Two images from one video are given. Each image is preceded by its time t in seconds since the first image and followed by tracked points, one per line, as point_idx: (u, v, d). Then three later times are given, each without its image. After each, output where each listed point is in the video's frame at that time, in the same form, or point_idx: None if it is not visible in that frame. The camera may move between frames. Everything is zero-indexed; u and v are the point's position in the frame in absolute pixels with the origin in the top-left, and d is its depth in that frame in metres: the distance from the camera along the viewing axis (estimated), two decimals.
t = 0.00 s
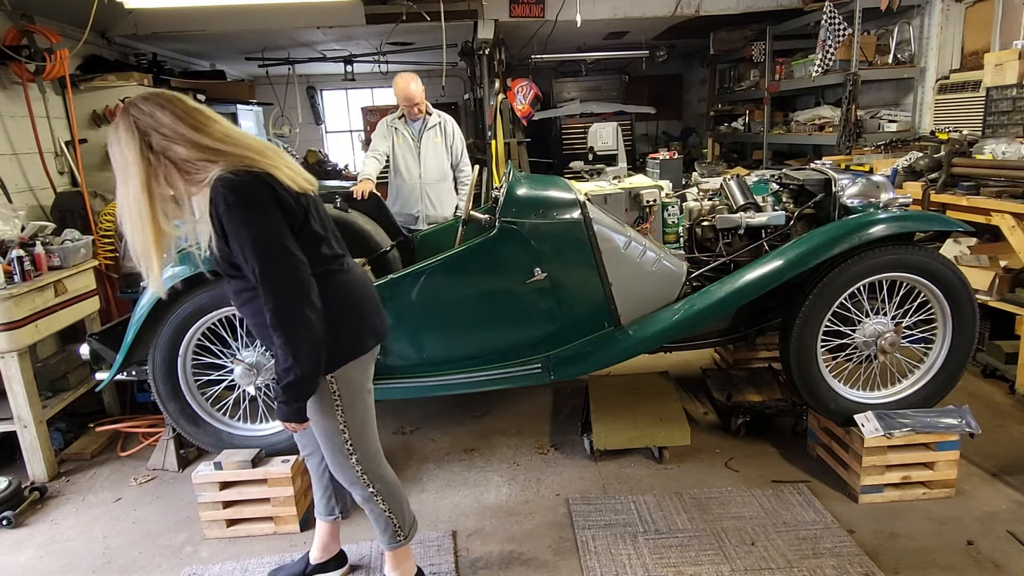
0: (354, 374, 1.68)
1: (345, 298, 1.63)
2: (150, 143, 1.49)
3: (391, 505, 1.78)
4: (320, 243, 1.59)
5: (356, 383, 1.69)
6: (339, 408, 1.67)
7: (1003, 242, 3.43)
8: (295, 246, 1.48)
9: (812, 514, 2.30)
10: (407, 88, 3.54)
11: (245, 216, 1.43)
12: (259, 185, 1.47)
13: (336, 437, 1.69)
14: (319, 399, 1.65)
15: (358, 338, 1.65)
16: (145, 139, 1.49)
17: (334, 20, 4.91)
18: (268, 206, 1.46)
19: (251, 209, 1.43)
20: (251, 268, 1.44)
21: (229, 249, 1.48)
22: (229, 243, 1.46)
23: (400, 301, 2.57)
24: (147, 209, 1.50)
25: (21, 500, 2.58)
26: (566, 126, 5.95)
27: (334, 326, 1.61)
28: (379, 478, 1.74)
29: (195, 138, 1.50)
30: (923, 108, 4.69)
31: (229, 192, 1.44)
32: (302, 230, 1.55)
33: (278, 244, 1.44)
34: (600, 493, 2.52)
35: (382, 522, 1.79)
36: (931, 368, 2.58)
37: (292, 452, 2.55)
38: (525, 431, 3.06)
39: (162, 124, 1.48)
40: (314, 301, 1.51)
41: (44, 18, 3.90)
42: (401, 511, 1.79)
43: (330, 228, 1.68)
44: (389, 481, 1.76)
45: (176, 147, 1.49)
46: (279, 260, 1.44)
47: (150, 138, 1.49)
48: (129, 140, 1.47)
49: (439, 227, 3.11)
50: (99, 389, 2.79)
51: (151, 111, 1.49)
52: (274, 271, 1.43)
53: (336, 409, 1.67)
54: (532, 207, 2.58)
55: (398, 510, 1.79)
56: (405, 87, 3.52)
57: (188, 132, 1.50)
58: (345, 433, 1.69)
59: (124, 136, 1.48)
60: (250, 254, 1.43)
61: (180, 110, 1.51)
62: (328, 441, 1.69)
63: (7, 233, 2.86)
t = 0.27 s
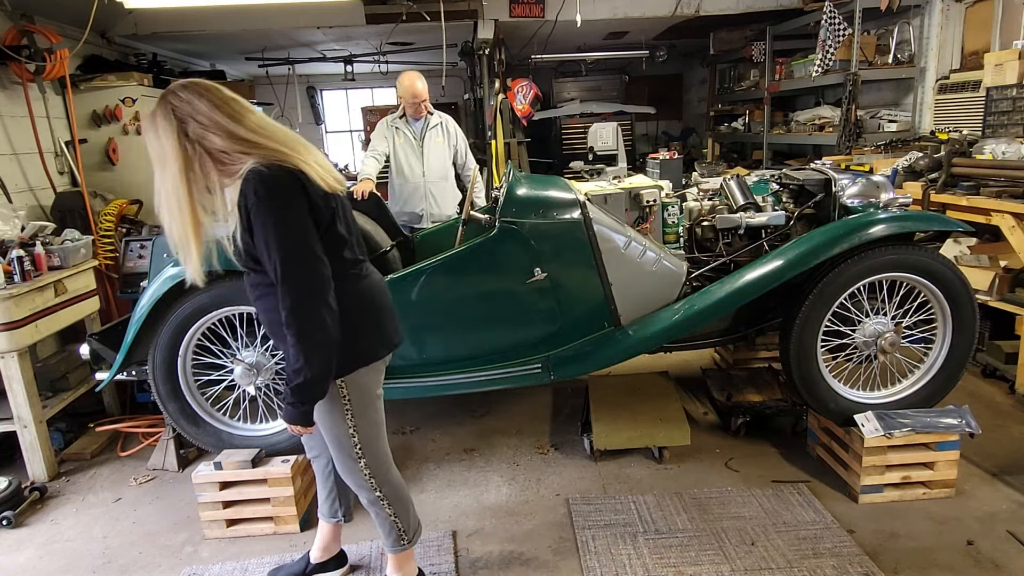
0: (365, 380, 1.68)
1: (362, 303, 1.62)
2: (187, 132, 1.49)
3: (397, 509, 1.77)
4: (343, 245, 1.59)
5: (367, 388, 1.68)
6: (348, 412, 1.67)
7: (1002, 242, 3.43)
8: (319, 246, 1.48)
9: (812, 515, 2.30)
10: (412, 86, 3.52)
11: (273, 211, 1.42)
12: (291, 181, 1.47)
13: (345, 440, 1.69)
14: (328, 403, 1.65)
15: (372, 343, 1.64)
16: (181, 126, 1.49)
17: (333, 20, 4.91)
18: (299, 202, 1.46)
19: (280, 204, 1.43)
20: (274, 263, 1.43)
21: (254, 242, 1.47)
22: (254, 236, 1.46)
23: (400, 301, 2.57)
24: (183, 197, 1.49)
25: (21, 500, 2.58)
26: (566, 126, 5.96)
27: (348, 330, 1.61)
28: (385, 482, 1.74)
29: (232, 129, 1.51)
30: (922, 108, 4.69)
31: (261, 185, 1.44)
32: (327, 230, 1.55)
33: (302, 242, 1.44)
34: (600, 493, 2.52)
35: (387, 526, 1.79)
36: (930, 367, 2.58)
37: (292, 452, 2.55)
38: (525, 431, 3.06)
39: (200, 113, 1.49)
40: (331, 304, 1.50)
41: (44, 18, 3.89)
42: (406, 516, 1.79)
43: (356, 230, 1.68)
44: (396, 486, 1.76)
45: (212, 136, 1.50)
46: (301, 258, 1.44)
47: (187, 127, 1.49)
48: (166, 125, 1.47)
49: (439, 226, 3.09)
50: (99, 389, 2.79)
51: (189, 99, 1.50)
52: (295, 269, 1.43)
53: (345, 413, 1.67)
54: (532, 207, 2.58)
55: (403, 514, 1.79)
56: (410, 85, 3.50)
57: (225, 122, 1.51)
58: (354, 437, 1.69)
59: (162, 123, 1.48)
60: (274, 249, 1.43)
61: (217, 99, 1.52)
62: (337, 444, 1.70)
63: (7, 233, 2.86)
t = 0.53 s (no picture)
0: (377, 383, 1.67)
1: (380, 306, 1.62)
2: (225, 124, 1.52)
3: (404, 512, 1.77)
4: (367, 247, 1.59)
5: (379, 391, 1.68)
6: (360, 414, 1.66)
7: (1002, 242, 3.43)
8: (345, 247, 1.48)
9: (812, 515, 2.29)
10: (415, 85, 3.53)
11: (302, 209, 1.42)
12: (323, 179, 1.47)
13: (355, 442, 1.68)
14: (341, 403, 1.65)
15: (386, 347, 1.64)
16: (219, 119, 1.51)
17: (334, 20, 4.91)
18: (329, 201, 1.45)
19: (310, 202, 1.43)
20: (299, 261, 1.43)
21: (280, 238, 1.47)
22: (281, 232, 1.46)
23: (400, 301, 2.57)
24: (221, 188, 1.52)
25: (21, 500, 2.58)
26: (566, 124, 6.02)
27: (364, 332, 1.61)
28: (394, 485, 1.74)
29: (269, 122, 1.53)
30: (922, 108, 4.69)
31: (293, 181, 1.43)
32: (352, 230, 1.55)
33: (328, 242, 1.43)
34: (600, 493, 2.52)
35: (394, 529, 1.78)
36: (931, 367, 2.58)
37: (292, 452, 2.52)
38: (525, 431, 3.06)
39: (238, 106, 1.52)
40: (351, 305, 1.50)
41: (44, 18, 3.89)
42: (413, 519, 1.79)
43: (380, 232, 1.68)
44: (404, 489, 1.76)
45: (249, 130, 1.52)
46: (325, 258, 1.43)
47: (225, 119, 1.52)
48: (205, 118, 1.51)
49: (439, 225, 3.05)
50: (99, 389, 2.79)
51: (228, 91, 1.52)
52: (320, 269, 1.43)
53: (357, 415, 1.66)
54: (532, 206, 2.58)
55: (410, 518, 1.78)
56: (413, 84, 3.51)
57: (263, 115, 1.53)
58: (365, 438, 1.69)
59: (202, 115, 1.51)
60: (301, 246, 1.42)
61: (255, 93, 1.54)
62: (347, 445, 1.69)
63: (7, 233, 2.86)
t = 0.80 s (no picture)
0: (385, 385, 1.67)
1: (393, 309, 1.62)
2: (255, 117, 1.52)
3: (407, 515, 1.77)
4: (385, 250, 1.59)
5: (387, 394, 1.68)
6: (367, 416, 1.66)
7: (1003, 242, 3.43)
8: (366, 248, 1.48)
9: (812, 515, 2.29)
10: (418, 84, 3.55)
11: (328, 207, 1.42)
12: (349, 178, 1.47)
13: (360, 443, 1.68)
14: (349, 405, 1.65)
15: (396, 350, 1.64)
16: (248, 111, 1.51)
17: (333, 20, 4.91)
18: (353, 201, 1.45)
19: (335, 200, 1.42)
20: (320, 259, 1.42)
21: (302, 235, 1.46)
22: (303, 229, 1.45)
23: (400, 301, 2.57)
24: (248, 179, 1.50)
25: (21, 500, 2.58)
26: (567, 126, 5.98)
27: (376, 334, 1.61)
28: (397, 488, 1.74)
29: (298, 119, 1.54)
30: (923, 108, 4.69)
31: (320, 178, 1.43)
32: (371, 231, 1.55)
33: (351, 242, 1.43)
34: (601, 493, 2.52)
35: (395, 532, 1.78)
36: (931, 367, 2.58)
37: (292, 452, 2.52)
38: (525, 431, 3.06)
39: (268, 100, 1.52)
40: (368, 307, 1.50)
41: (44, 18, 3.89)
42: (415, 521, 1.78)
43: (397, 235, 1.68)
44: (407, 491, 1.76)
45: (277, 125, 1.52)
46: (347, 258, 1.43)
47: (255, 112, 1.52)
48: (235, 110, 1.50)
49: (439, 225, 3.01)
50: (98, 389, 2.79)
51: (259, 85, 1.53)
52: (341, 268, 1.42)
53: (363, 417, 1.66)
54: (532, 206, 2.59)
55: (412, 520, 1.78)
56: (415, 83, 3.53)
57: (293, 112, 1.54)
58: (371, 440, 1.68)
59: (231, 107, 1.51)
60: (324, 244, 1.41)
61: (285, 89, 1.55)
62: (352, 447, 1.69)
63: (7, 233, 2.86)
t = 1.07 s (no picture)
0: (390, 387, 1.67)
1: (402, 310, 1.63)
2: (274, 111, 1.51)
3: (408, 517, 1.77)
4: (395, 251, 1.60)
5: (391, 396, 1.67)
6: (371, 418, 1.66)
7: (1003, 242, 3.43)
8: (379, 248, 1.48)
9: (812, 515, 2.29)
10: (427, 85, 3.55)
11: (344, 206, 1.42)
12: (365, 178, 1.48)
13: (364, 444, 1.68)
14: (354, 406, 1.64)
15: (403, 352, 1.65)
16: (268, 105, 1.51)
17: (333, 20, 4.91)
18: (368, 201, 1.46)
19: (352, 200, 1.43)
20: (334, 258, 1.42)
21: (315, 233, 1.46)
22: (317, 227, 1.45)
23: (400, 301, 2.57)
24: (266, 175, 1.51)
25: (21, 500, 2.58)
26: (566, 126, 5.99)
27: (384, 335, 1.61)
28: (399, 490, 1.74)
29: (316, 116, 1.54)
30: (922, 108, 4.69)
31: (337, 177, 1.43)
32: (383, 232, 1.55)
33: (365, 242, 1.43)
34: (601, 493, 2.52)
35: (395, 533, 1.78)
36: (930, 367, 2.58)
37: (292, 452, 2.52)
38: (525, 431, 3.06)
39: (288, 94, 1.52)
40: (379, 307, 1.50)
41: (44, 18, 3.89)
42: (416, 523, 1.78)
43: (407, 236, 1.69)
44: (409, 492, 1.76)
45: (296, 121, 1.52)
46: (361, 258, 1.43)
47: (275, 107, 1.51)
48: (254, 104, 1.50)
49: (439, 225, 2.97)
50: (98, 389, 2.79)
51: (278, 80, 1.52)
52: (355, 267, 1.42)
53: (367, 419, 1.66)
54: (532, 207, 2.59)
55: (413, 521, 1.78)
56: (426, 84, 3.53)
57: (312, 108, 1.54)
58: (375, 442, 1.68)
59: (250, 101, 1.51)
60: (339, 243, 1.41)
61: (305, 85, 1.55)
62: (355, 448, 1.68)
63: (7, 233, 2.86)
